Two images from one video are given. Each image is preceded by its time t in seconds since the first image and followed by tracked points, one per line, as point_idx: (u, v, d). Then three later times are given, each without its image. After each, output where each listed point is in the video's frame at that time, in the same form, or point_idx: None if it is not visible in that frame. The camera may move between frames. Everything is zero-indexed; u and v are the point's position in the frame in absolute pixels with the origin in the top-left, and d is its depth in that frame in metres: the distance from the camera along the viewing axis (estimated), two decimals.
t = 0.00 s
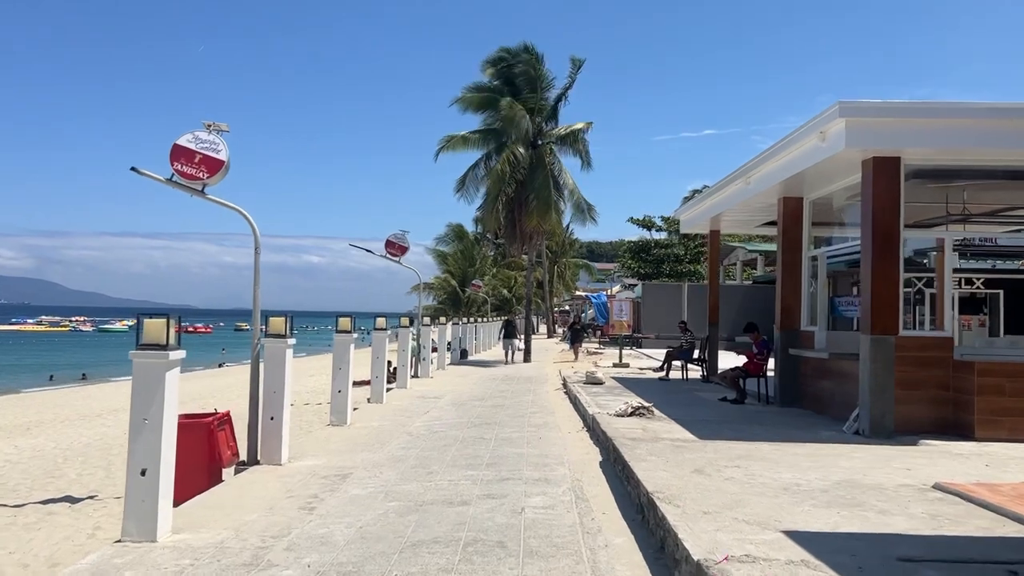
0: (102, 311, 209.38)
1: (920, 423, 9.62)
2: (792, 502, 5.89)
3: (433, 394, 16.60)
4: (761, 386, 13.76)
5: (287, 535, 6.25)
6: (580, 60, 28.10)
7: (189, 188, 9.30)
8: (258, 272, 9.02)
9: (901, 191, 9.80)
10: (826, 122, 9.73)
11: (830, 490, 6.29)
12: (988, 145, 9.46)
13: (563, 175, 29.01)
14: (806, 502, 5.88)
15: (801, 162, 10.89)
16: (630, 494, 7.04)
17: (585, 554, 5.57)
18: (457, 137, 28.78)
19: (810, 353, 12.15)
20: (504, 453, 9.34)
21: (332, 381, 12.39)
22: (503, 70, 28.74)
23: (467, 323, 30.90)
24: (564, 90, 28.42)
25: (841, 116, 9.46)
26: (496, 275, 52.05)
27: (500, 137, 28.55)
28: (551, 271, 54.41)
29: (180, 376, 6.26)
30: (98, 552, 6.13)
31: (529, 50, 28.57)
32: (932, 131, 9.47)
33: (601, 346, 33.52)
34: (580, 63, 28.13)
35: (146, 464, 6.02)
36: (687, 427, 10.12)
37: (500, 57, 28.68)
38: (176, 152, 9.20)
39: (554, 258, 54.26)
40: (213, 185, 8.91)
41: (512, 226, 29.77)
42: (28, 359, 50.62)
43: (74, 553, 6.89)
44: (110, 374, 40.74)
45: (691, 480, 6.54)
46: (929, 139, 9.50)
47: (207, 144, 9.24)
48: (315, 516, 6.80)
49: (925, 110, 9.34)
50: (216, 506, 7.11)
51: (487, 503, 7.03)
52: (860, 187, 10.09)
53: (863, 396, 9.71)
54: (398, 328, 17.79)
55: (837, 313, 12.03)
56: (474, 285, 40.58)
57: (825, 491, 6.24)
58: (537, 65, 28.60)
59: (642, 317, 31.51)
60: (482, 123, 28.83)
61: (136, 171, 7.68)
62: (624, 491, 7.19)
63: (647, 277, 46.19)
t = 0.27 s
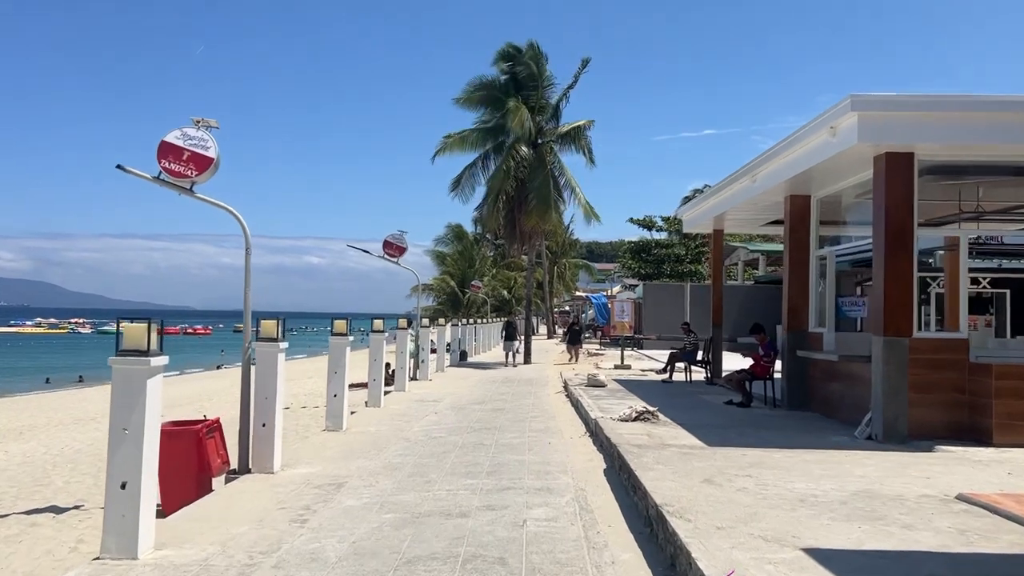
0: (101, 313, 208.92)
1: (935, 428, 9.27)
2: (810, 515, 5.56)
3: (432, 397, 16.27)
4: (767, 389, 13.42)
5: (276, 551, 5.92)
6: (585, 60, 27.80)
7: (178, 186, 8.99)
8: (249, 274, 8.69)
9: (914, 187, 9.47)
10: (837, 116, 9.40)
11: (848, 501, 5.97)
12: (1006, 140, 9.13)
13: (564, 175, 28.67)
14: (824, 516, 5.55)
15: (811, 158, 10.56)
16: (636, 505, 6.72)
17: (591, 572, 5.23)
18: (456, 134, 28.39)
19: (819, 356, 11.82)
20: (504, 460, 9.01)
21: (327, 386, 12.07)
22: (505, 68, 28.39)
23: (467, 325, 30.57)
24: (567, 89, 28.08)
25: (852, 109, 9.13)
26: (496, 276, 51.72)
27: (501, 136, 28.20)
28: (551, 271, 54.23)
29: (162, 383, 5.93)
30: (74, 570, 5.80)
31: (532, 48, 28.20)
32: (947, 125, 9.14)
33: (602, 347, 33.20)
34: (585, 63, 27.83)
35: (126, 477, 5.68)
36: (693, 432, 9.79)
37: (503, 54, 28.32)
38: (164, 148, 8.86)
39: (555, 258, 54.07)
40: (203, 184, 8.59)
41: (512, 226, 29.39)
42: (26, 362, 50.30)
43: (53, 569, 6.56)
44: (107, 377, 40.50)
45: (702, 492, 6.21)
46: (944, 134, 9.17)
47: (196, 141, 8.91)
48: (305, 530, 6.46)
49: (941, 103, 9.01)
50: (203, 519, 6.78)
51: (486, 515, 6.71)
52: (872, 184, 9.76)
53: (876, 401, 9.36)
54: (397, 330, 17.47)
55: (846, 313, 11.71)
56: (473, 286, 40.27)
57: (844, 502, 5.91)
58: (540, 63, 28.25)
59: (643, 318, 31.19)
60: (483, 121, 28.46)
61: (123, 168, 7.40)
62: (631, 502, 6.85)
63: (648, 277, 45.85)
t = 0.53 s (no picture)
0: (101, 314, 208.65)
1: (951, 429, 8.94)
2: (829, 524, 5.23)
3: (431, 398, 15.94)
4: (774, 389, 13.10)
5: (263, 563, 5.59)
6: (587, 55, 27.46)
7: (165, 181, 8.67)
8: (239, 271, 8.36)
9: (929, 180, 9.13)
10: (850, 106, 9.06)
11: (869, 508, 5.64)
12: None
13: (565, 172, 28.33)
14: (844, 524, 5.22)
15: (821, 150, 10.22)
16: (644, 512, 6.38)
17: None
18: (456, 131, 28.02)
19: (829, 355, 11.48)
20: (504, 463, 8.68)
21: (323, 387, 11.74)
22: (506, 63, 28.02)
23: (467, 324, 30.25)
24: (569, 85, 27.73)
25: (866, 98, 8.78)
26: (496, 275, 51.40)
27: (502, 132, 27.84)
28: (552, 270, 53.93)
29: (142, 386, 5.60)
30: None
31: (534, 43, 27.84)
32: (964, 114, 8.81)
33: (603, 347, 32.89)
34: (587, 58, 27.49)
35: (103, 485, 5.37)
36: (700, 433, 9.46)
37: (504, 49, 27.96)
38: (150, 140, 8.52)
39: (556, 257, 53.73)
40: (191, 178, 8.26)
41: (513, 224, 29.03)
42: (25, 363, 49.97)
43: None
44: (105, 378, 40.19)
45: (713, 498, 5.88)
46: (961, 124, 8.83)
47: (184, 134, 8.57)
48: (294, 540, 6.14)
49: (957, 92, 8.68)
50: (188, 528, 6.46)
51: (486, 523, 6.38)
52: (885, 176, 9.42)
53: (890, 401, 9.03)
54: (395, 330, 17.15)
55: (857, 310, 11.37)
56: (474, 285, 39.94)
57: (864, 510, 5.59)
58: (542, 58, 27.90)
59: (644, 317, 30.89)
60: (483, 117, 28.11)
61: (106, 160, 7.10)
62: (638, 508, 6.52)
63: (649, 276, 45.51)
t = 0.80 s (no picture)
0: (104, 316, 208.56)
1: (971, 434, 8.62)
2: (854, 540, 4.89)
3: (432, 401, 15.61)
4: (784, 392, 12.77)
5: None
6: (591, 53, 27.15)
7: (154, 179, 8.33)
8: (231, 272, 8.04)
9: (947, 175, 8.80)
10: (865, 98, 8.73)
11: (894, 523, 5.31)
12: None
13: (568, 171, 28.02)
14: (870, 541, 4.88)
15: (833, 145, 9.89)
16: (655, 526, 6.05)
17: None
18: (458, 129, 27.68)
19: (841, 357, 11.15)
20: (507, 471, 8.34)
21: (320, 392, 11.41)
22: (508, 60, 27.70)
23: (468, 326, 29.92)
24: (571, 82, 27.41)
25: (881, 90, 8.45)
26: (498, 276, 51.08)
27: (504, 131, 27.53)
28: (554, 271, 53.61)
29: (122, 393, 5.27)
30: None
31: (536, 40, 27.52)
32: (984, 106, 8.48)
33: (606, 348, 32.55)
34: (591, 56, 27.18)
35: (79, 499, 5.03)
36: (710, 439, 9.11)
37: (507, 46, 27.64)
38: (137, 136, 8.18)
39: (557, 258, 53.40)
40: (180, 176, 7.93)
41: (515, 224, 28.69)
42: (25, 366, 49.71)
43: None
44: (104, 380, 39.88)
45: (729, 511, 5.53)
46: (981, 117, 8.49)
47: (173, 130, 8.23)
48: (285, 556, 5.81)
49: (977, 83, 8.35)
50: (173, 543, 6.12)
51: (487, 537, 6.03)
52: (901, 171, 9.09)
53: (908, 406, 8.70)
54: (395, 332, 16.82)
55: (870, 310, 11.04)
56: (475, 286, 39.64)
57: (889, 524, 5.25)
58: (544, 56, 27.58)
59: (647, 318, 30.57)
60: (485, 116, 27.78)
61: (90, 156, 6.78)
62: (648, 521, 6.18)
63: (652, 276, 45.17)
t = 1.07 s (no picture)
0: (108, 317, 208.66)
1: (998, 435, 8.25)
2: (891, 552, 4.54)
3: (436, 402, 15.26)
4: (798, 392, 12.41)
5: None
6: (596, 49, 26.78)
7: (145, 171, 7.99)
8: (225, 269, 7.70)
9: (972, 165, 8.43)
10: (886, 85, 8.37)
11: (931, 533, 4.94)
12: None
13: (572, 168, 27.66)
14: (908, 553, 4.52)
15: (851, 135, 9.52)
16: (673, 535, 5.68)
17: None
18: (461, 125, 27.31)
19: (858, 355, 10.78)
20: (513, 476, 7.99)
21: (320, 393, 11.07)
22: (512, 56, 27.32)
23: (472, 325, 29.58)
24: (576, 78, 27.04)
25: (904, 77, 8.09)
26: (502, 274, 50.73)
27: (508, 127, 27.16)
28: (558, 269, 53.27)
29: (104, 396, 4.93)
30: None
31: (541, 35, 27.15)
32: (1012, 92, 8.10)
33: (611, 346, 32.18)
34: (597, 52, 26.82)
35: (57, 511, 4.69)
36: (725, 441, 8.75)
37: (511, 41, 27.25)
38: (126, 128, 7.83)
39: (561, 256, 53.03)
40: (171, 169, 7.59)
41: (519, 221, 28.32)
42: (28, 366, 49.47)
43: None
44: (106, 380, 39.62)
45: (753, 520, 5.17)
46: (1008, 103, 8.11)
47: (164, 121, 7.88)
48: (279, 568, 5.46)
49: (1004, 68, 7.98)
50: (161, 554, 5.78)
51: (494, 547, 5.68)
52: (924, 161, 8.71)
53: (932, 406, 8.33)
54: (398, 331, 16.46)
55: (889, 307, 10.66)
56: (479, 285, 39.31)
57: (927, 534, 4.89)
58: (549, 51, 27.21)
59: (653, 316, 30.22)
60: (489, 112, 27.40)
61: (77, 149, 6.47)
62: (666, 530, 5.81)
63: (656, 274, 44.79)
